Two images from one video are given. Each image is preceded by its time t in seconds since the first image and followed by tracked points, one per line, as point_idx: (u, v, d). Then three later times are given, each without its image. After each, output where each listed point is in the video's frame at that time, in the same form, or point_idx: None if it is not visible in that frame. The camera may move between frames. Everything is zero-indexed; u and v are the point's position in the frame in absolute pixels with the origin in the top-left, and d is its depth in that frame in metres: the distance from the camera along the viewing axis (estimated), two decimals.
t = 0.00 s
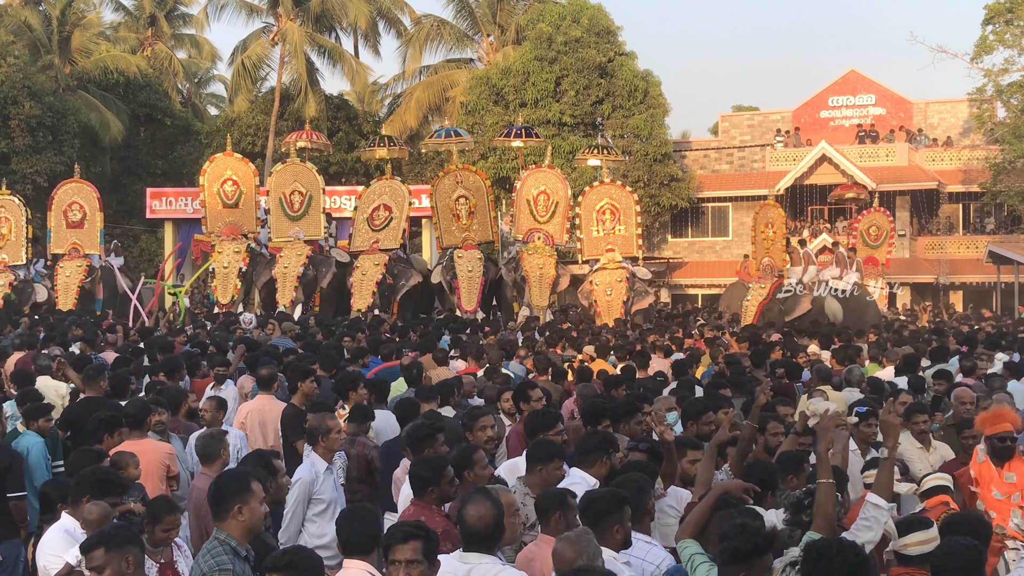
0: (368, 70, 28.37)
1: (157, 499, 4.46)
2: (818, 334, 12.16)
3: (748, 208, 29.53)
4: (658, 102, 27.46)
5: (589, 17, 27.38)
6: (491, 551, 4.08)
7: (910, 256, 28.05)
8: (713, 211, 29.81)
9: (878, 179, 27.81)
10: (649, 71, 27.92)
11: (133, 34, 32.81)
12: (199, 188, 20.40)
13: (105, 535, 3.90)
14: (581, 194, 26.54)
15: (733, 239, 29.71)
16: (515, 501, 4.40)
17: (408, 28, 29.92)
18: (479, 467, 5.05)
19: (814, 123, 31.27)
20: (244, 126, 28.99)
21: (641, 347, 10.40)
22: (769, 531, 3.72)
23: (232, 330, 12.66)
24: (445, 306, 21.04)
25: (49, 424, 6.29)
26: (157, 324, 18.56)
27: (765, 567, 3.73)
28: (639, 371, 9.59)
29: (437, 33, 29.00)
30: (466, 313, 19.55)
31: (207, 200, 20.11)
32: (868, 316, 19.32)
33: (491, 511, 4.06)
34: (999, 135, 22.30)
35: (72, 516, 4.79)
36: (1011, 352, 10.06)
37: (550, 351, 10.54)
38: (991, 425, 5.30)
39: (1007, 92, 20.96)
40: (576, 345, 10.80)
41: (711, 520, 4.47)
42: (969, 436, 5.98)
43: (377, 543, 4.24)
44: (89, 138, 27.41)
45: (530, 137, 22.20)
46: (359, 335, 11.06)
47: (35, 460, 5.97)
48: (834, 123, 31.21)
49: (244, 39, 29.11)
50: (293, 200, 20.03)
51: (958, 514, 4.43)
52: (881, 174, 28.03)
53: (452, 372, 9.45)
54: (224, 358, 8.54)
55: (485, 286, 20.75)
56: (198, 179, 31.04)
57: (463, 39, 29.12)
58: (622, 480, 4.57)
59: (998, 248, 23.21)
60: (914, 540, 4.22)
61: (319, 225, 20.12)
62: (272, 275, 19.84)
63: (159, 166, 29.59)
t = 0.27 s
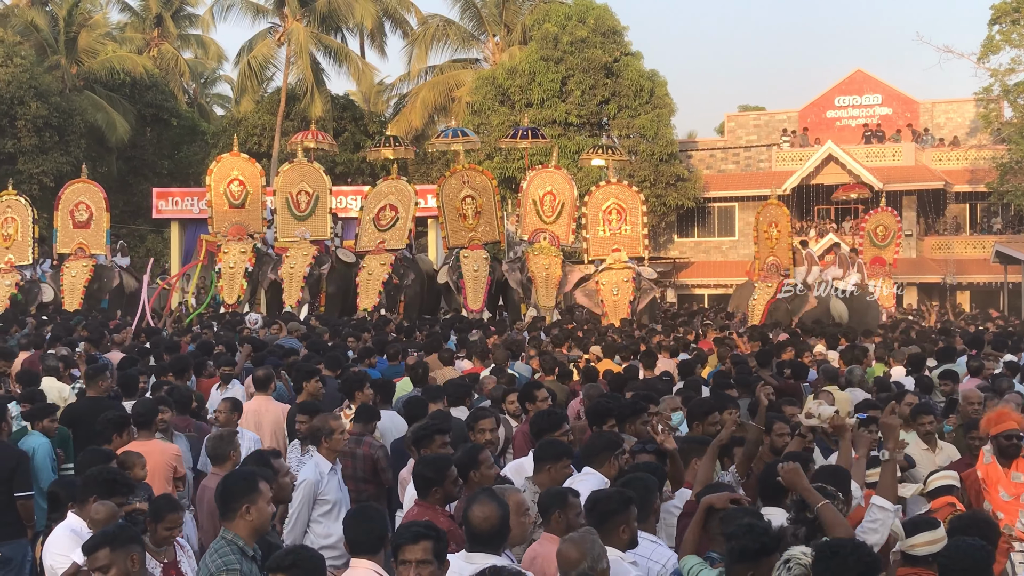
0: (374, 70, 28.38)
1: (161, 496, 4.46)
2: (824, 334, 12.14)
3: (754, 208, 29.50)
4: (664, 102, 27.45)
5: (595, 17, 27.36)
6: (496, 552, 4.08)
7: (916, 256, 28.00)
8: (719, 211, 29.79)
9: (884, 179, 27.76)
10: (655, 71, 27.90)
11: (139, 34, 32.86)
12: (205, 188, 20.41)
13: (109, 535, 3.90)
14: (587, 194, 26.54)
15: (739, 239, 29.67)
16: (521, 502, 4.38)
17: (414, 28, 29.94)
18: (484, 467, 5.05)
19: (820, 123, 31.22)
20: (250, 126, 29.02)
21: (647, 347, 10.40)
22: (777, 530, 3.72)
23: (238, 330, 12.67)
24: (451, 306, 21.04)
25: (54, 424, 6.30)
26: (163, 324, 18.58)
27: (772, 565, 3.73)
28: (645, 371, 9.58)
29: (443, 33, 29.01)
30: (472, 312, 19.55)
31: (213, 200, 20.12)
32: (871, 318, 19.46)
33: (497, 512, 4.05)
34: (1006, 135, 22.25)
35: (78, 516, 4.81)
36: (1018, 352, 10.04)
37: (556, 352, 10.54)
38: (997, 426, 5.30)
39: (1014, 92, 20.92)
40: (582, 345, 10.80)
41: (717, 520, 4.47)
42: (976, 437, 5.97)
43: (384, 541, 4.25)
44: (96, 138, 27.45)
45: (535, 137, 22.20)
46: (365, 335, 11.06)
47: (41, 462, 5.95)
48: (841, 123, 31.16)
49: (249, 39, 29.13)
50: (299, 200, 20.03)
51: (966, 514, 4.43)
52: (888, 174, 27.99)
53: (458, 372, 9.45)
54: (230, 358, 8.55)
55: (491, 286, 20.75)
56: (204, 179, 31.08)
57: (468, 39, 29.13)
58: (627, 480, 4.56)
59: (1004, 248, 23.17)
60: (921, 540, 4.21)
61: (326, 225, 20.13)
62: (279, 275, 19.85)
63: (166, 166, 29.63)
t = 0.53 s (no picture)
0: (380, 70, 28.42)
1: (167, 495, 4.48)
2: (830, 334, 12.13)
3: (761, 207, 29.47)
4: (671, 102, 27.43)
5: (601, 16, 27.35)
6: (502, 551, 4.08)
7: (924, 256, 27.96)
8: (726, 210, 29.76)
9: (891, 178, 27.70)
10: (661, 70, 27.88)
11: (146, 34, 32.92)
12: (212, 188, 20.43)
13: (115, 535, 3.91)
14: (593, 193, 26.54)
15: (746, 239, 29.64)
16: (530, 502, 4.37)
17: (420, 27, 29.96)
18: (491, 467, 5.05)
19: (827, 122, 31.18)
20: (257, 126, 29.08)
21: (653, 347, 10.39)
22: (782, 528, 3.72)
23: (244, 329, 12.69)
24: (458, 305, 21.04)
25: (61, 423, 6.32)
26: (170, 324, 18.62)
27: (777, 564, 3.72)
28: (652, 370, 9.57)
29: (449, 32, 29.03)
30: (478, 312, 19.56)
31: (220, 200, 20.11)
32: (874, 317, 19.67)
33: (503, 512, 4.06)
34: (1013, 134, 22.20)
35: (85, 515, 4.82)
36: None
37: (562, 351, 10.53)
38: (1005, 426, 5.29)
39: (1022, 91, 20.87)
40: (588, 345, 10.80)
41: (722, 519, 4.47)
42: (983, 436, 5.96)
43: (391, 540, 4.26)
44: (102, 138, 27.51)
45: (542, 137, 22.20)
46: (372, 335, 11.07)
47: (47, 461, 6.01)
48: (847, 123, 31.11)
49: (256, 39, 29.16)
50: (307, 199, 20.04)
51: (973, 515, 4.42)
52: (895, 173, 27.93)
53: (464, 371, 9.46)
54: (236, 357, 8.57)
55: (498, 286, 20.75)
56: (211, 179, 31.12)
57: (475, 38, 29.16)
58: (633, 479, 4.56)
59: (1012, 247, 23.13)
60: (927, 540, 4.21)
61: (333, 225, 20.12)
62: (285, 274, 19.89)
63: (172, 166, 29.69)
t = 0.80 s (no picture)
0: (386, 70, 28.43)
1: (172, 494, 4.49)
2: (837, 334, 12.11)
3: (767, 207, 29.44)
4: (677, 101, 27.41)
5: (608, 16, 27.33)
6: (507, 552, 4.08)
7: (930, 256, 27.91)
8: (732, 210, 29.75)
9: (898, 178, 27.65)
10: (667, 70, 27.87)
11: (153, 34, 32.98)
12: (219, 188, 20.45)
13: (121, 536, 3.92)
14: (600, 193, 26.54)
15: (752, 239, 29.63)
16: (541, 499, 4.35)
17: (427, 28, 29.98)
18: (496, 466, 5.04)
19: (833, 122, 31.13)
20: (263, 126, 29.12)
21: (659, 347, 10.38)
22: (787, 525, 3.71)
23: (251, 330, 12.70)
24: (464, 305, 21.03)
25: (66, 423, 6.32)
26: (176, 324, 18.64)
27: (782, 561, 3.71)
28: (658, 371, 9.56)
29: (456, 32, 29.04)
30: (484, 312, 19.54)
31: (227, 200, 20.15)
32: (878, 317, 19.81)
33: (507, 512, 4.05)
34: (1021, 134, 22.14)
35: (90, 515, 4.80)
36: None
37: (568, 352, 10.53)
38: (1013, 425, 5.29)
39: None
40: (594, 345, 10.79)
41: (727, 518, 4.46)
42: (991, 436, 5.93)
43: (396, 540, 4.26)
44: (109, 138, 27.56)
45: (548, 137, 22.20)
46: (378, 335, 11.08)
47: (54, 462, 6.02)
48: (854, 123, 31.05)
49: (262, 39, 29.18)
50: (313, 199, 20.04)
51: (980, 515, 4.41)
52: (902, 173, 27.88)
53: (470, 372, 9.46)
54: (242, 357, 8.58)
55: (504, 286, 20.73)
56: (217, 179, 31.15)
57: (481, 39, 29.17)
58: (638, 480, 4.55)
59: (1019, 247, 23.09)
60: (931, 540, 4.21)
61: (339, 225, 20.13)
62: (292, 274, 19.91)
63: (179, 166, 29.74)
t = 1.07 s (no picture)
0: (392, 70, 28.45)
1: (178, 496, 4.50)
2: (844, 334, 12.09)
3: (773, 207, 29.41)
4: (684, 101, 27.39)
5: (614, 16, 27.30)
6: (513, 552, 4.08)
7: (937, 256, 27.86)
8: (739, 210, 29.74)
9: (905, 177, 27.59)
10: (673, 70, 27.85)
11: (159, 35, 33.04)
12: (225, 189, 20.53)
13: (124, 539, 3.92)
14: (606, 193, 26.54)
15: (759, 239, 29.60)
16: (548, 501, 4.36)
17: (433, 28, 29.99)
18: (502, 465, 5.05)
19: (840, 122, 31.09)
20: (270, 126, 29.16)
21: (665, 347, 10.37)
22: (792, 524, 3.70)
23: (257, 329, 12.72)
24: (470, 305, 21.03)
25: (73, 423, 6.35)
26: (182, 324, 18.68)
27: (788, 560, 3.70)
28: (665, 371, 9.55)
29: (462, 32, 29.04)
30: (489, 313, 19.50)
31: (232, 200, 20.23)
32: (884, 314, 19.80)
33: (513, 512, 4.06)
34: None
35: (95, 516, 4.81)
36: None
37: (575, 352, 10.53)
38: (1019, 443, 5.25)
39: None
40: (600, 346, 10.79)
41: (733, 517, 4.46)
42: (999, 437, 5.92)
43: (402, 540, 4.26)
44: (116, 138, 27.62)
45: (554, 136, 22.20)
46: (384, 335, 11.09)
47: (62, 462, 6.04)
48: (861, 122, 31.01)
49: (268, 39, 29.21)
50: (320, 199, 20.14)
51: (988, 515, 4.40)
52: (908, 173, 27.83)
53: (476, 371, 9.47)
54: (249, 358, 8.60)
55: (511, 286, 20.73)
56: (223, 179, 31.19)
57: (487, 39, 29.18)
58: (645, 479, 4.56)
59: None
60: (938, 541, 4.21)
61: (345, 225, 20.18)
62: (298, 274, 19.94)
63: (186, 165, 29.78)
